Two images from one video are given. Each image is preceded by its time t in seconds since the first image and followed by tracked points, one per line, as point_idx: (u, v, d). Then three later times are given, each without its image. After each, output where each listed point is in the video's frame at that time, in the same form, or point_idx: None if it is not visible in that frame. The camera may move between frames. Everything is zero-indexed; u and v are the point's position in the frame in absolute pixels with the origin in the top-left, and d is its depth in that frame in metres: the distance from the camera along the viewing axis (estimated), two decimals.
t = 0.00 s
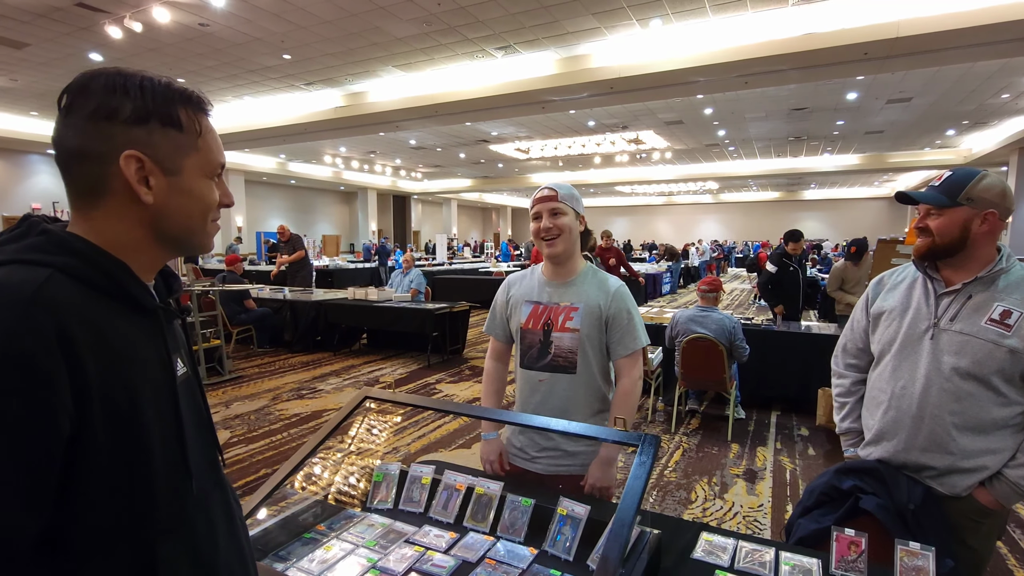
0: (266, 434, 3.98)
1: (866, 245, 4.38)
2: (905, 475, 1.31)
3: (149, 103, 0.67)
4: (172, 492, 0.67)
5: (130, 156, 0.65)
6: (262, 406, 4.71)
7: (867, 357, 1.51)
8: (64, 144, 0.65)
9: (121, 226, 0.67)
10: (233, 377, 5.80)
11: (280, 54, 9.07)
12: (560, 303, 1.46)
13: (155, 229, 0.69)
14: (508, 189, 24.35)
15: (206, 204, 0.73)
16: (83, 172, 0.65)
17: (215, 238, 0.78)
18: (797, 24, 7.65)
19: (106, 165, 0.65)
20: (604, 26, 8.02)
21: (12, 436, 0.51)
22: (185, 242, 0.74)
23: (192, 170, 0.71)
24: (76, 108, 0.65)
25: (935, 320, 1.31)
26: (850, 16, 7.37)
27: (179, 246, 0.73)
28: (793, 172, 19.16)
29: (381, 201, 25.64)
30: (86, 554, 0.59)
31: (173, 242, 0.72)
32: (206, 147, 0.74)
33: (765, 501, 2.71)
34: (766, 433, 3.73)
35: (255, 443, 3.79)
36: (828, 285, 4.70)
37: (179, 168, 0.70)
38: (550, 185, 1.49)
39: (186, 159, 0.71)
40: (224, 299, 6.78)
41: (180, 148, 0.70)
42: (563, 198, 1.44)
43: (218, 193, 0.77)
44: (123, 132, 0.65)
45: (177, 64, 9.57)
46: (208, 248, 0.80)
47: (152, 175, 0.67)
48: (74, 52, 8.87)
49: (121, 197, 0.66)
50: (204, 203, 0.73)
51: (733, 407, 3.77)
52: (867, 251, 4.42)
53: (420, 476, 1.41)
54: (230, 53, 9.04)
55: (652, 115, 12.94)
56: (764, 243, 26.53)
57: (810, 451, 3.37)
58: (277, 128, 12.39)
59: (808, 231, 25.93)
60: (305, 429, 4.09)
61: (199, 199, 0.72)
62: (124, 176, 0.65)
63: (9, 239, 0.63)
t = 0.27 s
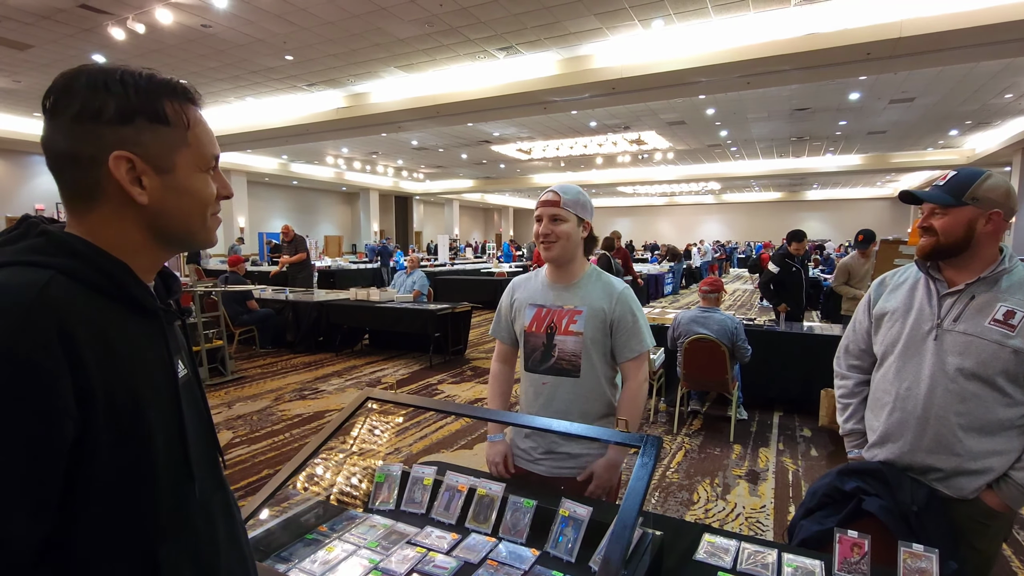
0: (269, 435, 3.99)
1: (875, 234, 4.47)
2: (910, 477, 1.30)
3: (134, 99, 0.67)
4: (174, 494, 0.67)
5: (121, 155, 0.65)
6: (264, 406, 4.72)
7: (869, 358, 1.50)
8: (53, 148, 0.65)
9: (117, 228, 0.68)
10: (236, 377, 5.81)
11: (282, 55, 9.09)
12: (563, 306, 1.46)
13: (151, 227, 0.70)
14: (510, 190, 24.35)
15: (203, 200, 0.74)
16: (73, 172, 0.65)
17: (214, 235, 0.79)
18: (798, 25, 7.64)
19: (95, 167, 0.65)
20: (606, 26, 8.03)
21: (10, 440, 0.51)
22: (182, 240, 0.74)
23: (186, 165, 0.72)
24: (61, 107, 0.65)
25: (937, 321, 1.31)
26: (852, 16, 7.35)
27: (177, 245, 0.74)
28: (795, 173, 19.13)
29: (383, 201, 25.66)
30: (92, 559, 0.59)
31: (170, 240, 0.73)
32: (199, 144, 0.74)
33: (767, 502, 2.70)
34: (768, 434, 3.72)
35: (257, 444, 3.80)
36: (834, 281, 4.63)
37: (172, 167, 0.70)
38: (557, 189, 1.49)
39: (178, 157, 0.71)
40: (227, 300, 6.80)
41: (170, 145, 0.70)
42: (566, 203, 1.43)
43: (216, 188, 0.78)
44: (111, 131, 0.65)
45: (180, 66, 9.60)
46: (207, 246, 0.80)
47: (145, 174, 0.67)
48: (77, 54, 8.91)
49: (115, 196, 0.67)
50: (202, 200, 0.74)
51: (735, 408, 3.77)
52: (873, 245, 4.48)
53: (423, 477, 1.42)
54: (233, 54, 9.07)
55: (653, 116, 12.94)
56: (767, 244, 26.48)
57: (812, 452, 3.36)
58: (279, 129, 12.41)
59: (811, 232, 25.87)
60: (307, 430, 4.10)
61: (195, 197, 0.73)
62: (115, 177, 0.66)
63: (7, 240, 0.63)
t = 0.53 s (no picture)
0: (270, 435, 3.98)
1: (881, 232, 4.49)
2: (920, 480, 1.29)
3: (135, 98, 0.66)
4: (171, 501, 0.66)
5: (118, 157, 0.64)
6: (266, 406, 4.72)
7: (871, 359, 1.50)
8: (52, 146, 0.64)
9: (114, 230, 0.67)
10: (237, 377, 5.81)
11: (285, 54, 9.09)
12: (568, 305, 1.46)
13: (151, 230, 0.69)
14: (511, 189, 24.33)
15: (202, 201, 0.73)
16: (71, 174, 0.64)
17: (215, 237, 0.78)
18: (801, 24, 7.61)
19: (93, 168, 0.64)
20: (608, 26, 8.01)
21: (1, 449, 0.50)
22: (181, 242, 0.73)
23: (186, 167, 0.71)
24: (60, 105, 0.64)
25: (942, 322, 1.29)
26: (856, 15, 7.33)
27: (175, 247, 0.73)
28: (797, 172, 19.08)
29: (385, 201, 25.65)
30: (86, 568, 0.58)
31: (170, 241, 0.72)
32: (200, 142, 0.73)
33: (771, 504, 2.68)
34: (772, 435, 3.70)
35: (259, 444, 3.79)
36: (841, 279, 4.70)
37: (171, 170, 0.69)
38: (567, 190, 1.49)
39: (180, 157, 0.70)
40: (229, 300, 6.81)
41: (172, 147, 0.69)
42: (571, 205, 1.42)
43: (217, 190, 0.77)
44: (110, 132, 0.64)
45: (182, 65, 9.60)
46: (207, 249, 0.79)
47: (143, 176, 0.66)
48: (80, 53, 8.92)
49: (114, 197, 0.65)
50: (200, 201, 0.72)
51: (738, 409, 3.75)
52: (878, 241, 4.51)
53: (426, 478, 1.41)
54: (235, 53, 9.07)
55: (655, 115, 12.92)
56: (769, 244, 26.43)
57: (816, 453, 3.34)
58: (281, 129, 12.42)
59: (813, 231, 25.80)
60: (309, 430, 4.10)
61: (194, 198, 0.71)
62: (113, 178, 0.64)
63: None
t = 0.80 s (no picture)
0: (268, 435, 3.95)
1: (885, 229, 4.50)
2: (928, 480, 1.26)
3: (126, 85, 0.63)
4: (156, 510, 0.62)
5: (103, 145, 0.61)
6: (264, 406, 4.68)
7: (869, 355, 1.46)
8: (31, 133, 0.61)
9: (100, 225, 0.63)
10: (235, 376, 5.77)
11: (283, 52, 9.03)
12: (576, 304, 1.43)
13: (137, 224, 0.65)
14: (510, 188, 24.27)
15: (196, 194, 0.69)
16: (55, 165, 0.61)
17: (208, 233, 0.74)
18: (803, 21, 7.58)
19: (77, 158, 0.61)
20: (608, 23, 7.96)
21: None
22: (169, 241, 0.69)
23: (177, 160, 0.67)
24: (41, 90, 0.61)
25: (948, 320, 1.27)
26: (857, 12, 7.29)
27: (166, 245, 0.69)
28: (797, 171, 19.05)
29: (384, 199, 25.57)
30: None
31: (158, 240, 0.68)
32: (193, 132, 0.69)
33: (776, 506, 2.65)
34: (776, 435, 3.67)
35: (257, 444, 3.75)
36: (843, 277, 4.70)
37: (163, 163, 0.65)
38: (571, 185, 1.43)
39: (172, 150, 0.66)
40: (227, 298, 6.77)
41: (163, 137, 0.65)
42: (580, 202, 1.38)
43: (210, 184, 0.73)
44: (92, 118, 0.60)
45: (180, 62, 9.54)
46: (200, 246, 0.76)
47: (130, 168, 0.63)
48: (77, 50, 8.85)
49: (97, 188, 0.62)
50: (193, 194, 0.69)
51: (741, 409, 3.72)
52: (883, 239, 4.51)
53: (427, 482, 1.37)
54: (233, 51, 9.01)
55: (655, 113, 12.88)
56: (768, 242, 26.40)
57: (820, 454, 3.31)
58: (280, 127, 12.36)
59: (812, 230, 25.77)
60: (308, 430, 4.06)
61: (187, 192, 0.68)
62: (98, 170, 0.61)
63: None
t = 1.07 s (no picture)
0: (261, 433, 3.86)
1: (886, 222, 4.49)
2: (938, 476, 1.25)
3: (83, 49, 0.55)
4: (133, 526, 0.56)
5: (61, 117, 0.53)
6: (256, 403, 4.60)
7: (868, 346, 1.45)
8: None
9: (65, 209, 0.56)
10: (227, 373, 5.67)
11: (274, 43, 8.87)
12: (585, 301, 1.37)
13: (107, 209, 0.58)
14: (504, 182, 24.12)
15: (172, 176, 0.62)
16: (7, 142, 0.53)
17: (188, 222, 0.67)
18: (800, 14, 7.52)
19: (32, 133, 0.53)
20: (604, 14, 7.86)
21: None
22: (144, 229, 0.62)
23: (149, 135, 0.60)
24: None
25: (957, 312, 1.25)
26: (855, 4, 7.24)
27: (140, 234, 0.62)
28: (791, 165, 19.04)
29: (377, 193, 25.32)
30: None
31: (135, 231, 0.61)
32: (165, 106, 0.63)
33: (780, 504, 2.61)
34: (777, 431, 3.63)
35: (250, 443, 3.67)
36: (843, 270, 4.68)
37: (132, 139, 0.59)
38: (571, 181, 1.32)
39: (142, 123, 0.60)
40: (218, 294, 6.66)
41: (130, 111, 0.59)
42: (590, 205, 1.30)
43: (190, 167, 0.66)
44: (51, 88, 0.53)
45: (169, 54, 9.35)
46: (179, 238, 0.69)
47: (96, 144, 0.56)
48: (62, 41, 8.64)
49: (57, 169, 0.55)
50: (169, 176, 0.62)
51: (742, 404, 3.68)
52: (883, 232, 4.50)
53: (428, 486, 1.30)
54: (223, 42, 8.83)
55: (650, 107, 12.80)
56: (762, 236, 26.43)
57: (823, 450, 3.28)
58: (271, 120, 12.17)
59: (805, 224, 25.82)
60: (302, 428, 3.98)
61: (162, 173, 0.61)
62: (57, 148, 0.54)
63: None
